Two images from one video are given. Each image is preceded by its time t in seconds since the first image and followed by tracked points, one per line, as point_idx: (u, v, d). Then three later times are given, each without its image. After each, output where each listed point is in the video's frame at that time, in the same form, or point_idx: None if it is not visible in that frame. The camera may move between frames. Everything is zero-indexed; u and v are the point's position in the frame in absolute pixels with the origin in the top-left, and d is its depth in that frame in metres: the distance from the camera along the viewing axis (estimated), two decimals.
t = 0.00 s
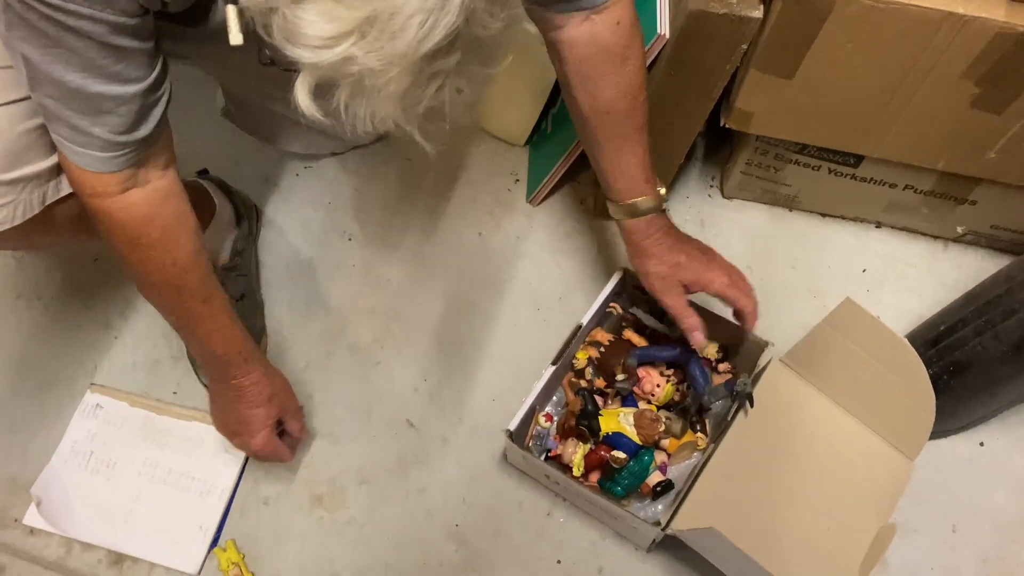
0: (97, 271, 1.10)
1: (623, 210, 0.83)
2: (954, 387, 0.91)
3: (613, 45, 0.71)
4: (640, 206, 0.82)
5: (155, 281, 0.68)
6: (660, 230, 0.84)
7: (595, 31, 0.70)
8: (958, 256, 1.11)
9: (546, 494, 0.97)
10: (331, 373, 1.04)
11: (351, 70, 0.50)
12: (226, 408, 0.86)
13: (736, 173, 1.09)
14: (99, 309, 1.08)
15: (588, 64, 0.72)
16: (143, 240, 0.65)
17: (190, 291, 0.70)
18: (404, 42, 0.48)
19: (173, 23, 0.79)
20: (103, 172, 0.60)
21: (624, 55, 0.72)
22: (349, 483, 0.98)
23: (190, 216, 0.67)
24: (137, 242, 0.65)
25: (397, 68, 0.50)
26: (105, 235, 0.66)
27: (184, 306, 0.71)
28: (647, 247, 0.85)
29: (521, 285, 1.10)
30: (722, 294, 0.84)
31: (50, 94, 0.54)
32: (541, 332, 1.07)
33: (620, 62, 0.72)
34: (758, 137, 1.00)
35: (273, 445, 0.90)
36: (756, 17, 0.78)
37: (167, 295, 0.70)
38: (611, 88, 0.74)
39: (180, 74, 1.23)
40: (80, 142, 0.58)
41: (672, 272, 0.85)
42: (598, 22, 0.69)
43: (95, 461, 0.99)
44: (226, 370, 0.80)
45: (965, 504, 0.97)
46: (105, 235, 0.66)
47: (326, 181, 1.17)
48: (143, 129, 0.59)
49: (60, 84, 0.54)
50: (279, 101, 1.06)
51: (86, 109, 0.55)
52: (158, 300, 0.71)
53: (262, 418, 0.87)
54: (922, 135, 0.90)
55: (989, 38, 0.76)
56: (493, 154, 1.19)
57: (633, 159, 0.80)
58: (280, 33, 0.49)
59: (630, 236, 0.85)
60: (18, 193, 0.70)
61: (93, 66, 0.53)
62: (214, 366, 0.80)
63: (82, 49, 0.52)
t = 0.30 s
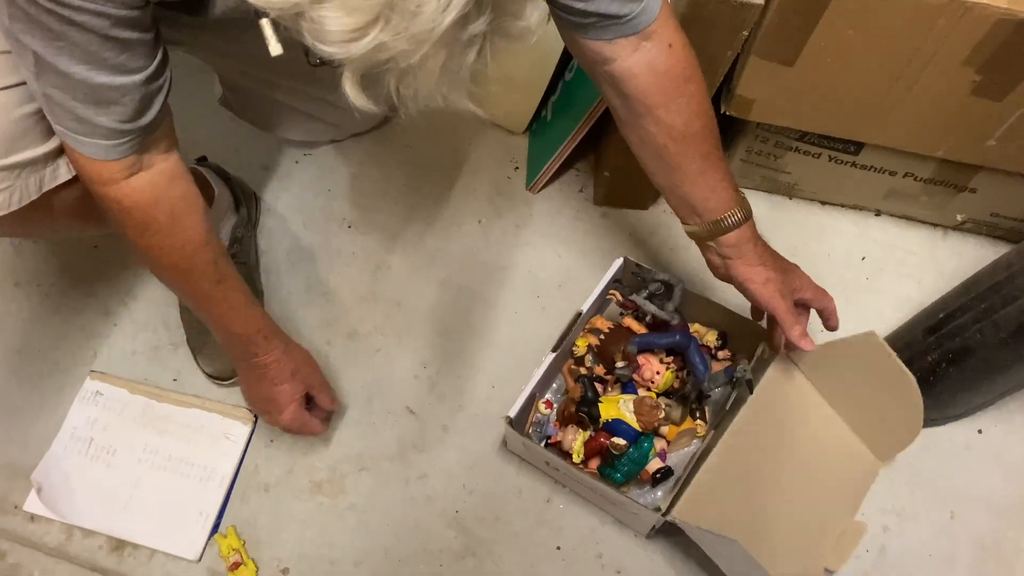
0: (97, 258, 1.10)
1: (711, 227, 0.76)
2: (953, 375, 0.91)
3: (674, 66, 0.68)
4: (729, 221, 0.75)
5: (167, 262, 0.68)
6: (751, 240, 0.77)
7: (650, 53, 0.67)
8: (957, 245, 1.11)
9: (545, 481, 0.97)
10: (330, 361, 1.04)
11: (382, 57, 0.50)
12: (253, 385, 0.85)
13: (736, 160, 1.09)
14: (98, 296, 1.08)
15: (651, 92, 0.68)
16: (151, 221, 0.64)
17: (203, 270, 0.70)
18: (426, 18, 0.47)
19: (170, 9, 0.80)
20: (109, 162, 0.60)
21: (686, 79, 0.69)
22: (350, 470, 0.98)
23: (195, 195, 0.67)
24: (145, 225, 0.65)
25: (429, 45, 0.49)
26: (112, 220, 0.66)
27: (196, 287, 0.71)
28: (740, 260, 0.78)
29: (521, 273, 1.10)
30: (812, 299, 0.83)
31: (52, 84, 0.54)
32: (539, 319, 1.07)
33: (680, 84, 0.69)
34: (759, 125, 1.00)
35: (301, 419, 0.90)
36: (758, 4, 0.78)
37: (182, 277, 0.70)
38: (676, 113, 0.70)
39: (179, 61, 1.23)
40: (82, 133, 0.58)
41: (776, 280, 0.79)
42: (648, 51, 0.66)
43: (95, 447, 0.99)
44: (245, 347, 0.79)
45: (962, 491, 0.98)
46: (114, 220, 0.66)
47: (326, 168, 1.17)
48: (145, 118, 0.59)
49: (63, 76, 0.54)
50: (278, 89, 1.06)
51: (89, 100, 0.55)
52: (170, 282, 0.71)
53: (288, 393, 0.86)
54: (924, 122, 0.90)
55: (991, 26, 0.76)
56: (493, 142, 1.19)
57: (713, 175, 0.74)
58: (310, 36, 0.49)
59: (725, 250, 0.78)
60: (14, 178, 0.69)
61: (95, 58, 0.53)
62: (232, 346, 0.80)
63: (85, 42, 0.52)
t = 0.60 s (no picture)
0: (93, 254, 1.10)
1: (715, 215, 0.77)
2: (946, 365, 0.91)
3: (676, 60, 0.67)
4: (733, 208, 0.76)
5: (198, 242, 0.66)
6: (755, 228, 0.78)
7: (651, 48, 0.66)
8: (950, 238, 1.12)
9: (541, 474, 0.97)
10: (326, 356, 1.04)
11: (397, 20, 0.50)
12: (308, 359, 0.82)
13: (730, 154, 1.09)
14: (93, 292, 1.08)
15: (654, 84, 0.68)
16: (176, 203, 0.63)
17: (235, 244, 0.68)
18: None
19: None
20: (123, 147, 0.59)
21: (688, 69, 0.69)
22: (346, 464, 0.98)
23: (213, 173, 0.66)
24: (168, 208, 0.63)
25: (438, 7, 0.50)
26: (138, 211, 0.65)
27: (231, 265, 0.69)
28: (744, 249, 0.79)
29: (517, 267, 1.10)
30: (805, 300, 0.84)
31: (60, 70, 0.53)
32: (535, 313, 1.07)
33: (686, 74, 0.69)
34: (752, 118, 1.00)
35: (363, 382, 0.87)
36: None
37: (217, 258, 0.68)
38: (683, 103, 0.70)
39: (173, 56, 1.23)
40: (96, 119, 0.57)
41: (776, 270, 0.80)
42: (651, 43, 0.66)
43: (91, 443, 0.99)
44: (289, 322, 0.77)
45: (956, 482, 0.98)
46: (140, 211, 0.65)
47: (321, 163, 1.17)
48: (155, 98, 0.58)
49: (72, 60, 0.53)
50: (273, 82, 1.06)
51: (99, 84, 0.55)
52: (206, 265, 0.69)
53: (345, 360, 0.83)
54: (919, 114, 0.90)
55: (984, 17, 0.76)
56: (488, 136, 1.19)
57: (717, 165, 0.75)
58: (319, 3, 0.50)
59: (728, 238, 0.79)
60: (7, 170, 0.69)
61: (101, 40, 0.52)
62: (275, 324, 0.78)
63: (89, 23, 0.51)
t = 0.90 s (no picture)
0: (88, 250, 1.10)
1: (696, 223, 0.79)
2: (940, 362, 0.91)
3: (661, 71, 0.68)
4: (712, 217, 0.78)
5: (240, 250, 0.63)
6: (733, 237, 0.81)
7: (639, 61, 0.67)
8: (944, 236, 1.12)
9: (536, 471, 0.98)
10: (322, 353, 1.04)
11: (401, 10, 0.51)
12: (362, 370, 0.77)
13: (725, 152, 1.09)
14: (89, 289, 1.08)
15: (640, 96, 0.69)
16: (210, 208, 0.60)
17: (277, 247, 0.64)
18: None
19: None
20: (154, 153, 0.57)
21: (673, 84, 0.69)
22: (341, 461, 0.98)
23: (247, 177, 0.63)
24: (206, 214, 0.60)
25: None
26: (179, 228, 0.63)
27: (275, 271, 0.65)
28: (722, 255, 0.82)
29: (513, 264, 1.10)
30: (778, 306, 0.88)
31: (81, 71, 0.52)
32: (530, 311, 1.07)
33: (669, 88, 0.69)
34: (748, 117, 1.00)
35: (418, 386, 0.78)
36: None
37: (260, 265, 0.64)
38: (669, 115, 0.71)
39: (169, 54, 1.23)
40: (124, 124, 0.55)
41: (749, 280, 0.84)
42: (637, 55, 0.67)
43: (86, 440, 0.99)
44: (341, 332, 0.71)
45: (950, 479, 0.98)
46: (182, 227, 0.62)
47: (316, 161, 1.17)
48: (181, 100, 0.56)
49: (95, 58, 0.51)
50: (269, 79, 1.06)
51: (122, 84, 0.52)
52: (251, 276, 0.66)
53: (398, 362, 0.75)
54: (912, 111, 0.90)
55: (977, 15, 0.76)
56: (484, 134, 1.19)
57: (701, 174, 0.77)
58: None
59: (708, 245, 0.82)
60: None
61: (121, 33, 0.50)
62: (324, 336, 0.73)
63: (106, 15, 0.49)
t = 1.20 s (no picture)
0: (88, 250, 1.10)
1: (688, 213, 0.80)
2: (937, 366, 0.91)
3: (656, 60, 0.69)
4: (705, 207, 0.79)
5: (319, 279, 0.63)
6: (725, 225, 0.81)
7: (631, 50, 0.68)
8: (942, 241, 1.12)
9: (532, 473, 0.98)
10: (320, 354, 1.05)
11: (409, 24, 0.51)
12: (429, 392, 0.77)
13: (724, 156, 1.09)
14: (87, 288, 1.08)
15: (634, 87, 0.70)
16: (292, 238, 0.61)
17: (354, 274, 0.65)
18: None
19: None
20: (234, 177, 0.57)
21: (664, 73, 0.70)
22: (338, 461, 0.99)
23: (321, 205, 0.63)
24: (288, 245, 0.61)
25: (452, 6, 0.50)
26: (265, 263, 0.64)
27: (353, 298, 0.65)
28: (716, 243, 0.82)
29: (511, 266, 1.10)
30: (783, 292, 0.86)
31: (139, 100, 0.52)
32: (529, 312, 1.07)
33: (663, 76, 0.70)
34: (746, 120, 1.00)
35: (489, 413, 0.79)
36: None
37: (337, 294, 0.65)
38: (660, 103, 0.72)
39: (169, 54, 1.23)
40: (196, 152, 0.55)
41: (753, 265, 0.82)
42: (632, 43, 0.68)
43: (84, 439, 0.99)
44: (416, 357, 0.72)
45: (946, 483, 0.98)
46: (267, 261, 0.63)
47: (316, 162, 1.17)
48: (246, 120, 0.56)
49: (151, 82, 0.51)
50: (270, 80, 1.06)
51: (181, 106, 0.52)
52: (331, 305, 0.66)
53: (472, 390, 0.76)
54: (912, 115, 0.90)
55: (975, 19, 0.76)
56: (483, 136, 1.19)
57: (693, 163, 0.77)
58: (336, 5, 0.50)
59: (702, 234, 0.82)
60: None
61: (167, 51, 0.50)
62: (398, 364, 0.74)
63: (150, 35, 0.49)
